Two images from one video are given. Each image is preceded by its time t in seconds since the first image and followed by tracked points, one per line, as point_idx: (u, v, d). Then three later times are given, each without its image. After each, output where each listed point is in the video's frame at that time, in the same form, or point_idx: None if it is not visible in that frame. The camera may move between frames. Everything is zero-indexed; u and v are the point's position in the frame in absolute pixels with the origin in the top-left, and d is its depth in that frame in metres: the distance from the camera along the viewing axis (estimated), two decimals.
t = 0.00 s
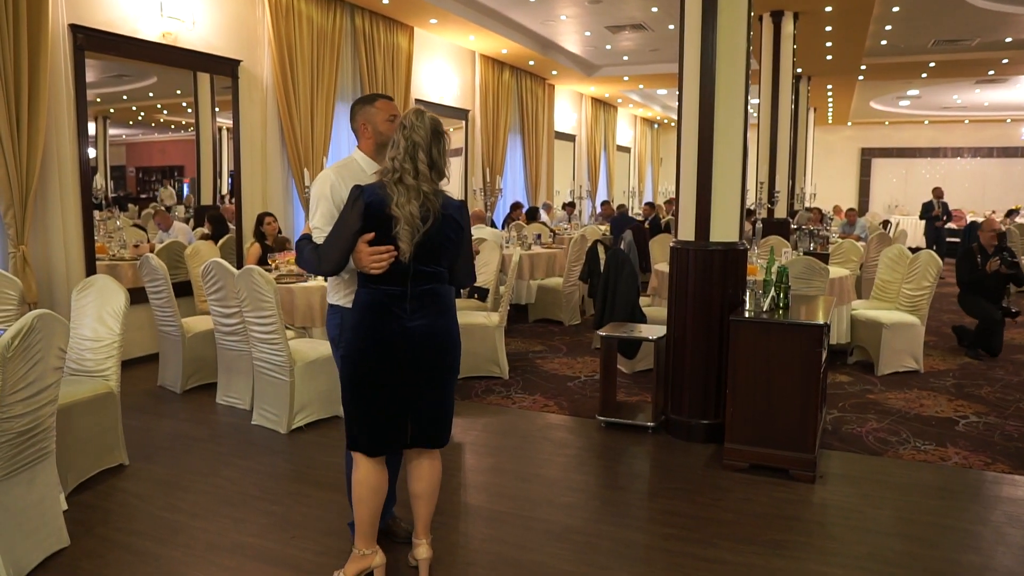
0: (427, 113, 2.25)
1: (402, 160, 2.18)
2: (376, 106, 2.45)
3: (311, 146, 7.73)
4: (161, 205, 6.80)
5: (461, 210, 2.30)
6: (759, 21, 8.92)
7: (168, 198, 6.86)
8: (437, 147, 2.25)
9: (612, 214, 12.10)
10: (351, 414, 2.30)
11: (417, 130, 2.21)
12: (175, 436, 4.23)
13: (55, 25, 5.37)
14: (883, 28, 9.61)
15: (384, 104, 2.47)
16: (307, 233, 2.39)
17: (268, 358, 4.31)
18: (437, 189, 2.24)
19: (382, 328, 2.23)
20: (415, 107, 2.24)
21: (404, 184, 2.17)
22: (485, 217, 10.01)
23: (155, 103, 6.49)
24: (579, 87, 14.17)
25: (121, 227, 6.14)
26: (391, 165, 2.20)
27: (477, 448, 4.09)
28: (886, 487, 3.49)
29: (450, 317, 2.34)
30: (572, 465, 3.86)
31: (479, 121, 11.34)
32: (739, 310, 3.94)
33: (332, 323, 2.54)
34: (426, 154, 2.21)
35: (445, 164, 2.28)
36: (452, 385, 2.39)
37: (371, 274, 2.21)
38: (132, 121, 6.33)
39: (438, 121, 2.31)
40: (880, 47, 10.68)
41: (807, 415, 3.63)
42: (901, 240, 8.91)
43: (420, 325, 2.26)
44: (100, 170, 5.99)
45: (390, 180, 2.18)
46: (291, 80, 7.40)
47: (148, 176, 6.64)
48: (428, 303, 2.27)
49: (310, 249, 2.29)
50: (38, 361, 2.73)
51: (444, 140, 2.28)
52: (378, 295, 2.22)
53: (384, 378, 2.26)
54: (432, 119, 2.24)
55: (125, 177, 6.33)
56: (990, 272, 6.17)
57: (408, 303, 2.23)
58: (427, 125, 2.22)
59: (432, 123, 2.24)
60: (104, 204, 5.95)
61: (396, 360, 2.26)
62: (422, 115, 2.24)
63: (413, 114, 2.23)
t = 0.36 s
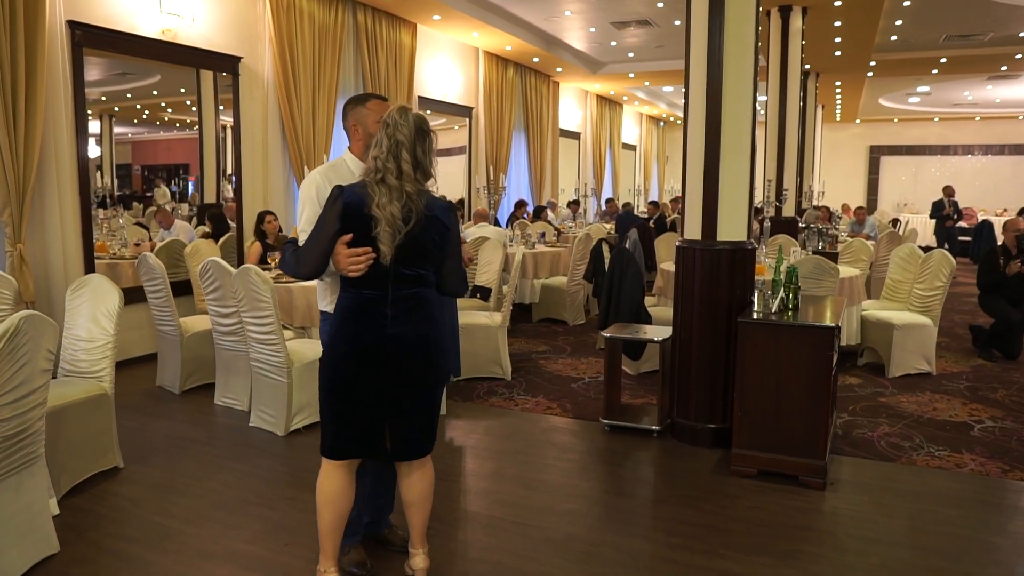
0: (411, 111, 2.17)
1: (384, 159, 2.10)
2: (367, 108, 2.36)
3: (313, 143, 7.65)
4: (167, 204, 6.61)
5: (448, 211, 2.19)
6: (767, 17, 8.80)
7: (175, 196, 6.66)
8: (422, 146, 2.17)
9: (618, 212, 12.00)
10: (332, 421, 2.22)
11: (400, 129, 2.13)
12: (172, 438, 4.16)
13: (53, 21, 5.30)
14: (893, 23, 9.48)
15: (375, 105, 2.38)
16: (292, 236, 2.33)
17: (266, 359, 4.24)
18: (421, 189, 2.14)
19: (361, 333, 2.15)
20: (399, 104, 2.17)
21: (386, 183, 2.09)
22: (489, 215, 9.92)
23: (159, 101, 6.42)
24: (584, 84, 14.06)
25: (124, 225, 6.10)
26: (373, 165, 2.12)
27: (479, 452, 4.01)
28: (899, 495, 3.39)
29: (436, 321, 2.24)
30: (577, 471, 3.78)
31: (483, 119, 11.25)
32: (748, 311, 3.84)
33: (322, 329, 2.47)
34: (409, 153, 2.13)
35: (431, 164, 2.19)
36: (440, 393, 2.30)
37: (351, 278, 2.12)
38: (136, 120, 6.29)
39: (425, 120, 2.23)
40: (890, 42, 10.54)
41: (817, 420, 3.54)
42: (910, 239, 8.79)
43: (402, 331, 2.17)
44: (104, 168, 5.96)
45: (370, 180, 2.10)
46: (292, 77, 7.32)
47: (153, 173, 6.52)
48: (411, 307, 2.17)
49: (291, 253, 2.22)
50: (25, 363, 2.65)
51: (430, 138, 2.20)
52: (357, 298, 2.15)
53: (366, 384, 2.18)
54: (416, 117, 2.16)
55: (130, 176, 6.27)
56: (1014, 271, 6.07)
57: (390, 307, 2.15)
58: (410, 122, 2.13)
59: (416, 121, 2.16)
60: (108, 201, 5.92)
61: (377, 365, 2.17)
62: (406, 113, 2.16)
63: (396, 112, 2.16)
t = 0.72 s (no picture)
0: (377, 108, 2.10)
1: (347, 162, 2.05)
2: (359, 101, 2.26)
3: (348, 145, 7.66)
4: (206, 203, 6.74)
5: (420, 210, 2.10)
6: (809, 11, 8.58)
7: (214, 195, 6.78)
8: (388, 144, 2.09)
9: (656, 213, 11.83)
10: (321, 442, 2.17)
11: (364, 128, 2.07)
12: (201, 441, 4.15)
13: (91, 25, 5.36)
14: (942, 17, 9.17)
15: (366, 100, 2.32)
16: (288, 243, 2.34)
17: (294, 361, 4.22)
18: (388, 191, 2.07)
19: (334, 348, 2.11)
20: (363, 103, 2.10)
21: (349, 187, 2.03)
22: (525, 216, 9.84)
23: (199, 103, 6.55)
24: (622, 83, 13.90)
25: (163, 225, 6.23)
26: (339, 169, 2.07)
27: (508, 460, 3.93)
28: (948, 514, 3.23)
29: (414, 328, 2.17)
30: (609, 481, 3.68)
31: (519, 119, 11.18)
32: (788, 317, 3.70)
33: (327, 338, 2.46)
34: (373, 153, 2.06)
35: (401, 161, 2.11)
36: (427, 401, 2.23)
37: (324, 288, 2.09)
38: (179, 121, 6.42)
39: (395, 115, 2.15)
40: (938, 37, 10.21)
41: (861, 432, 3.39)
42: (960, 241, 8.49)
43: (372, 341, 2.11)
44: (149, 171, 6.14)
45: (334, 185, 2.06)
46: (327, 78, 7.32)
47: (195, 172, 6.64)
48: (385, 316, 2.11)
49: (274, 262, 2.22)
50: (52, 366, 2.61)
51: (398, 135, 2.12)
52: (331, 310, 2.12)
53: (347, 399, 2.13)
54: (381, 114, 2.09)
55: (174, 176, 6.43)
56: None
57: (359, 317, 2.09)
58: (373, 120, 2.06)
59: (382, 118, 2.09)
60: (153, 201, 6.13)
61: (355, 379, 2.12)
62: (371, 111, 2.09)
63: (360, 111, 2.09)
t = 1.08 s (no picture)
0: (359, 103, 2.00)
1: (325, 163, 1.96)
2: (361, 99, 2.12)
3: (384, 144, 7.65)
4: (246, 203, 6.73)
5: (403, 209, 1.98)
6: (853, 7, 8.35)
7: (253, 195, 6.78)
8: (369, 140, 1.99)
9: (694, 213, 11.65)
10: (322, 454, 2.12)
11: (343, 125, 1.97)
12: (232, 439, 4.15)
13: (129, 26, 5.42)
14: (994, 11, 8.87)
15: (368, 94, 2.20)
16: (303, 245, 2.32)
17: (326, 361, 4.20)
18: (367, 191, 1.98)
19: (326, 358, 2.05)
20: (343, 99, 2.00)
21: (326, 190, 1.95)
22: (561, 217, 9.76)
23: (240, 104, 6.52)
24: (660, 82, 13.74)
25: (202, 225, 6.28)
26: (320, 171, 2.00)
27: (539, 464, 3.86)
28: (1000, 530, 3.07)
29: (408, 334, 2.08)
30: (643, 489, 3.58)
31: (555, 118, 11.09)
32: (831, 321, 3.56)
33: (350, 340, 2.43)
34: (352, 151, 1.96)
35: (383, 158, 2.01)
36: (428, 409, 2.15)
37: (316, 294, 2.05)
38: (219, 122, 6.40)
39: (381, 109, 2.04)
40: (989, 32, 9.88)
41: (906, 442, 3.25)
42: (1012, 243, 8.19)
43: (363, 350, 2.04)
44: (189, 171, 6.15)
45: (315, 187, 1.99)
46: (363, 77, 7.32)
47: (233, 174, 6.58)
48: (376, 324, 2.03)
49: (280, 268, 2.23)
50: (80, 364, 2.59)
51: (381, 130, 2.01)
52: (324, 317, 2.06)
53: (342, 410, 2.07)
54: (362, 109, 1.99)
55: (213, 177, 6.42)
56: None
57: (349, 326, 2.02)
58: (351, 116, 1.96)
59: (363, 114, 1.99)
60: (192, 201, 6.18)
61: (348, 389, 2.05)
62: (352, 106, 1.99)
63: (341, 107, 2.00)
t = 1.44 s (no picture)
0: (364, 93, 1.92)
1: (331, 158, 1.89)
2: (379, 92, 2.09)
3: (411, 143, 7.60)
4: (276, 203, 6.82)
5: (413, 202, 1.89)
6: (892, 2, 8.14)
7: (282, 195, 6.84)
8: (375, 131, 1.91)
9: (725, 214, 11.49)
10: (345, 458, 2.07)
11: (348, 117, 1.90)
12: (256, 439, 4.12)
13: (158, 24, 5.44)
14: None
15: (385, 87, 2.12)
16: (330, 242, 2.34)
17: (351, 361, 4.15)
18: (374, 185, 1.90)
19: (343, 360, 1.99)
20: (347, 90, 1.93)
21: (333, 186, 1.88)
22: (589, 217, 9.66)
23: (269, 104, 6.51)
24: (691, 81, 13.57)
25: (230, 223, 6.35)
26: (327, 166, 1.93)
27: (566, 469, 3.77)
28: None
29: (426, 332, 2.01)
30: (673, 497, 3.48)
31: (585, 118, 10.99)
32: (870, 324, 3.43)
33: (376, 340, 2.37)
34: (356, 144, 1.88)
35: (391, 149, 1.93)
36: (449, 409, 2.07)
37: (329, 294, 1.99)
38: (250, 123, 6.45)
39: (389, 98, 1.95)
40: None
41: (948, 450, 3.12)
42: None
43: (379, 352, 1.97)
44: (219, 171, 6.18)
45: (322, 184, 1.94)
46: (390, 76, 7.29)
47: (265, 173, 6.65)
48: (391, 324, 1.96)
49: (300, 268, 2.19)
50: (100, 363, 2.55)
51: (387, 119, 1.92)
52: (341, 318, 2.00)
53: (362, 412, 2.01)
54: (367, 100, 1.91)
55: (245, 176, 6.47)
56: None
57: (365, 327, 1.96)
58: (355, 108, 1.88)
59: (368, 104, 1.91)
60: (224, 199, 6.25)
61: (367, 391, 1.99)
62: (357, 97, 1.92)
63: (346, 98, 1.92)
